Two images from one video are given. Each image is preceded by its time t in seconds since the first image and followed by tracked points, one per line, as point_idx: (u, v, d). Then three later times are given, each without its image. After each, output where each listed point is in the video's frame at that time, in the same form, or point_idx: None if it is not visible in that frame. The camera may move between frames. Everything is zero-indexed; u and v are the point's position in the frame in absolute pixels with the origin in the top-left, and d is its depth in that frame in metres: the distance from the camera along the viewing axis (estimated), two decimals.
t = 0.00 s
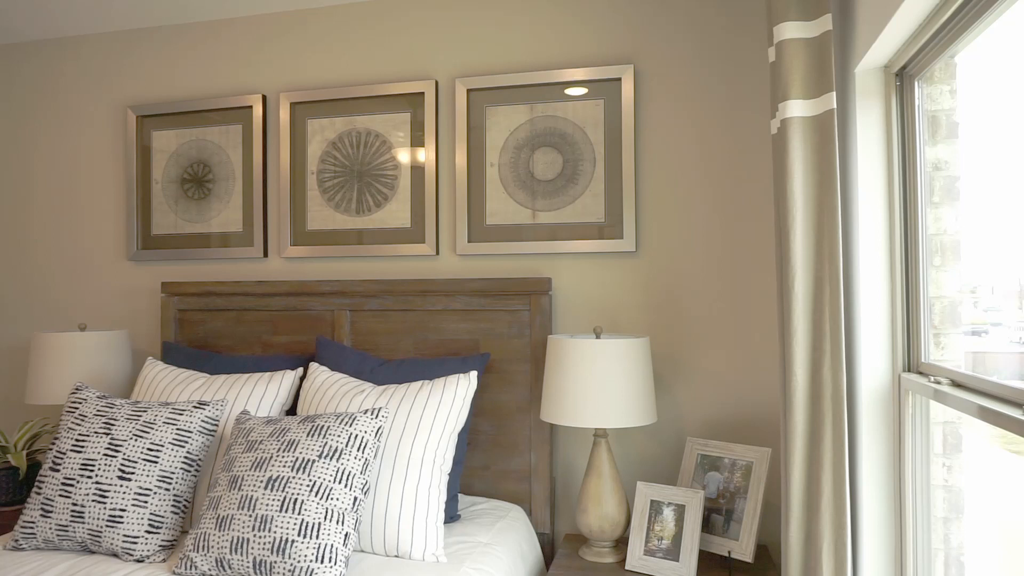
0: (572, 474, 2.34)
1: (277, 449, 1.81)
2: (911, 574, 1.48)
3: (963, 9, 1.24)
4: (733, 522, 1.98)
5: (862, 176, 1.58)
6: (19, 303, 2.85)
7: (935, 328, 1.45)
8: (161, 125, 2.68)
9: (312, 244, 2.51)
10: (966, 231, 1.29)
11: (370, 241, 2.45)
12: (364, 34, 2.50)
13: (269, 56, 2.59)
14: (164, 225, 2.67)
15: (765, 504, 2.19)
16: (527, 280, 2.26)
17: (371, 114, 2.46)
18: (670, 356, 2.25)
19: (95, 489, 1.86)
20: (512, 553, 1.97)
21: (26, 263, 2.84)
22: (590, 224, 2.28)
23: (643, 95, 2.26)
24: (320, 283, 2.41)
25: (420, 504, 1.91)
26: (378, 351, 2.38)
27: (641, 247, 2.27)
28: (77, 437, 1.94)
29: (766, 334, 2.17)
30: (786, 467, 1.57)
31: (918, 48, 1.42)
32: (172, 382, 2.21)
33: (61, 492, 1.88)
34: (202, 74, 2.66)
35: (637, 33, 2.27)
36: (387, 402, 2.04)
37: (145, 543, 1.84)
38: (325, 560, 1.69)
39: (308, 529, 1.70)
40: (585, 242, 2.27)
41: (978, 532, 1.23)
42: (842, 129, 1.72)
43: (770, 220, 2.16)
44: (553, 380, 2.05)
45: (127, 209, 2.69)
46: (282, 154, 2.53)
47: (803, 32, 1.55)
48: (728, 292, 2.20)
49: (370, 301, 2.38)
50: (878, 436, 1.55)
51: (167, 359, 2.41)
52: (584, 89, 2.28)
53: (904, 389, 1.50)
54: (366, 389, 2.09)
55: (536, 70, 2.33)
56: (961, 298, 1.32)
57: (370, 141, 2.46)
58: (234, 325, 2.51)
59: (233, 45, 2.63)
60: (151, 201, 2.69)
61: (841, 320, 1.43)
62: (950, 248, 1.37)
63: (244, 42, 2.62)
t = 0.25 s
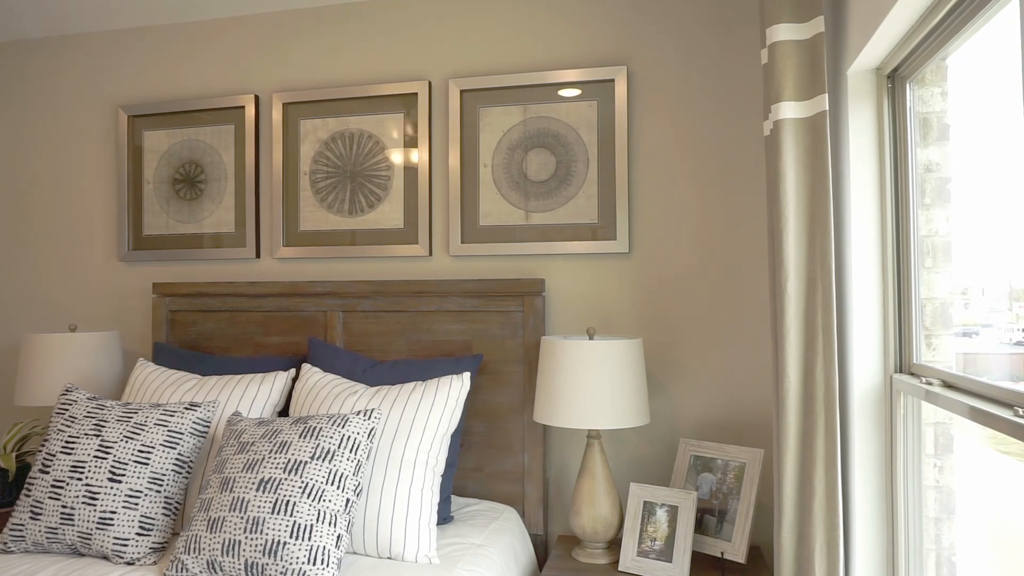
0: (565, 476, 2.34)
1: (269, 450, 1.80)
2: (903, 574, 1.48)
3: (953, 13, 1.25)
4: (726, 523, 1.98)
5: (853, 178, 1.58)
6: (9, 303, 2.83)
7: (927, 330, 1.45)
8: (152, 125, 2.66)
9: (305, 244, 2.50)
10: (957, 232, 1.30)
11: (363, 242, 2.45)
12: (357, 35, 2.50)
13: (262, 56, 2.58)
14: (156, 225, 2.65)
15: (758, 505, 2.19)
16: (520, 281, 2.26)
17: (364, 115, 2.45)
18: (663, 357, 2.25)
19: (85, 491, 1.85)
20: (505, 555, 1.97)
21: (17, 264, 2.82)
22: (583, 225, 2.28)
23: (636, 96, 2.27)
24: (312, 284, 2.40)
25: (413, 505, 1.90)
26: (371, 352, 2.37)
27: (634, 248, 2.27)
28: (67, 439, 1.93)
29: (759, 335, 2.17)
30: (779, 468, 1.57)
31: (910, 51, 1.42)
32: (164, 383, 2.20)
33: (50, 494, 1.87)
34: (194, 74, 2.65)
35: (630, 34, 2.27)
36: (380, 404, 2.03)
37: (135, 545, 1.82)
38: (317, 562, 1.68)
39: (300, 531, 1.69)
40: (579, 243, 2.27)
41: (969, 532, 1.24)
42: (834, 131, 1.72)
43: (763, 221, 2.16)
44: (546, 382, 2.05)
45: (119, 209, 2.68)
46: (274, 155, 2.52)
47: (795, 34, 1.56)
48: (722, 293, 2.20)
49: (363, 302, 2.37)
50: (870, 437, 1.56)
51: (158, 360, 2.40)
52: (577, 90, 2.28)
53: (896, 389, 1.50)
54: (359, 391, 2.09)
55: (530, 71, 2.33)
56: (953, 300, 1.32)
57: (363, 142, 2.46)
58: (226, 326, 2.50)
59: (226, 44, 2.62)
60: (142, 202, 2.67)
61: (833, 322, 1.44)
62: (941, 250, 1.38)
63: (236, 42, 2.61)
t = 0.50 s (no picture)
0: (560, 477, 2.34)
1: (264, 451, 1.80)
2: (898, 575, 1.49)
3: (946, 16, 1.26)
4: (722, 524, 1.99)
5: (848, 179, 1.59)
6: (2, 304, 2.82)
7: (921, 330, 1.46)
8: (147, 126, 2.66)
9: (300, 245, 2.49)
10: (951, 234, 1.30)
11: (358, 243, 2.44)
12: (353, 36, 2.49)
13: (257, 57, 2.58)
14: (150, 226, 2.65)
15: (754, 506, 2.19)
16: (516, 282, 2.26)
17: (360, 116, 2.45)
18: (659, 358, 2.25)
19: (79, 493, 1.84)
20: (501, 556, 1.97)
21: (10, 264, 2.81)
22: (578, 226, 2.28)
23: (632, 98, 2.27)
24: (308, 285, 2.40)
25: (408, 507, 1.90)
26: (366, 353, 2.37)
27: (630, 249, 2.27)
28: (61, 441, 1.92)
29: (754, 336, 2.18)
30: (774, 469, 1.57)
31: (904, 53, 1.43)
32: (158, 385, 2.19)
33: (44, 496, 1.86)
34: (189, 75, 2.64)
35: (626, 36, 2.28)
36: (376, 405, 2.02)
37: (129, 547, 1.82)
38: (312, 563, 1.68)
39: (295, 533, 1.69)
40: (574, 244, 2.27)
41: (963, 533, 1.24)
42: (829, 132, 1.73)
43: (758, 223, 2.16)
44: (542, 383, 2.05)
45: (113, 210, 2.67)
46: (269, 156, 2.52)
47: (790, 36, 1.56)
48: (718, 294, 2.21)
49: (358, 303, 2.37)
50: (865, 437, 1.56)
51: (152, 361, 2.39)
52: (573, 91, 2.29)
53: (891, 390, 1.50)
54: (355, 392, 2.08)
55: (525, 72, 2.33)
56: (948, 301, 1.32)
57: (358, 142, 2.45)
58: (221, 327, 2.49)
59: (221, 45, 2.61)
60: (136, 203, 2.66)
61: (828, 323, 1.44)
62: (936, 251, 1.38)
63: (231, 43, 2.61)
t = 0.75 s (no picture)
0: (559, 478, 2.33)
1: (262, 453, 1.80)
2: None
3: (944, 18, 1.26)
4: (720, 525, 1.99)
5: (846, 181, 1.59)
6: None
7: (919, 332, 1.46)
8: (144, 126, 2.65)
9: (298, 246, 2.49)
10: (949, 235, 1.31)
11: (356, 244, 2.44)
12: (351, 37, 2.49)
13: (255, 58, 2.57)
14: (148, 226, 2.64)
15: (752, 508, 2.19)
16: (515, 284, 2.26)
17: (358, 117, 2.45)
18: (657, 359, 2.25)
19: (76, 494, 1.84)
20: (499, 557, 1.96)
21: (7, 265, 2.80)
22: (577, 227, 2.28)
23: (630, 99, 2.27)
24: (306, 286, 2.40)
25: (407, 508, 1.90)
26: (364, 354, 2.37)
27: (628, 250, 2.27)
28: (58, 442, 1.92)
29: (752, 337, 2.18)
30: (772, 471, 1.57)
31: (902, 55, 1.43)
32: (156, 386, 2.19)
33: (41, 497, 1.85)
34: (187, 75, 2.64)
35: (624, 37, 2.28)
36: (374, 406, 2.02)
37: (127, 548, 1.81)
38: (310, 565, 1.68)
39: (294, 534, 1.68)
40: (572, 245, 2.27)
41: (961, 534, 1.24)
42: (827, 134, 1.73)
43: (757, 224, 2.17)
44: (540, 384, 2.05)
45: (111, 210, 2.67)
46: (267, 156, 2.52)
47: (788, 37, 1.56)
48: (716, 295, 2.21)
49: (356, 304, 2.37)
50: (863, 438, 1.56)
51: (150, 362, 2.39)
52: (571, 92, 2.29)
53: (889, 391, 1.50)
54: (353, 393, 2.08)
55: (524, 73, 2.33)
56: (945, 302, 1.33)
57: (356, 143, 2.45)
58: (218, 328, 2.49)
59: (219, 46, 2.61)
60: (134, 203, 2.66)
61: (826, 324, 1.44)
62: (934, 252, 1.38)
63: (229, 43, 2.60)
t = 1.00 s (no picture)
0: (559, 479, 2.33)
1: (261, 453, 1.79)
2: None
3: (945, 18, 1.25)
4: (721, 526, 1.98)
5: (847, 181, 1.58)
6: None
7: (921, 332, 1.45)
8: (143, 126, 2.64)
9: (298, 247, 2.48)
10: (951, 235, 1.30)
11: (355, 244, 2.43)
12: (351, 37, 2.49)
13: (254, 58, 2.57)
14: (147, 226, 2.63)
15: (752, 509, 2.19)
16: (515, 284, 2.25)
17: (357, 117, 2.44)
18: (658, 360, 2.24)
19: (75, 496, 1.83)
20: (499, 558, 1.96)
21: (6, 265, 2.79)
22: (577, 227, 2.28)
23: (630, 99, 2.26)
24: (305, 286, 2.39)
25: (407, 509, 1.89)
26: (363, 354, 2.36)
27: (629, 251, 2.26)
28: (56, 443, 1.91)
29: (752, 338, 2.17)
30: (774, 473, 1.57)
31: (903, 55, 1.43)
32: (154, 386, 2.18)
33: (39, 499, 1.85)
34: (186, 75, 2.63)
35: (624, 37, 2.27)
36: (373, 406, 2.01)
37: (125, 550, 1.80)
38: (310, 566, 1.67)
39: (293, 535, 1.68)
40: (572, 246, 2.27)
41: (963, 535, 1.23)
42: (828, 134, 1.72)
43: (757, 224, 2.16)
44: (540, 385, 2.04)
45: (109, 210, 2.66)
46: (267, 156, 2.51)
47: (790, 37, 1.56)
48: (716, 296, 2.20)
49: (356, 304, 2.36)
50: (864, 439, 1.56)
51: (149, 363, 2.38)
52: (571, 93, 2.28)
53: (890, 392, 1.50)
54: (352, 393, 2.07)
55: (523, 73, 2.32)
56: (947, 303, 1.32)
57: (356, 143, 2.45)
58: (217, 328, 2.48)
59: (218, 46, 2.60)
60: (133, 203, 2.65)
61: (828, 325, 1.43)
62: (935, 253, 1.38)
63: (228, 43, 2.60)
